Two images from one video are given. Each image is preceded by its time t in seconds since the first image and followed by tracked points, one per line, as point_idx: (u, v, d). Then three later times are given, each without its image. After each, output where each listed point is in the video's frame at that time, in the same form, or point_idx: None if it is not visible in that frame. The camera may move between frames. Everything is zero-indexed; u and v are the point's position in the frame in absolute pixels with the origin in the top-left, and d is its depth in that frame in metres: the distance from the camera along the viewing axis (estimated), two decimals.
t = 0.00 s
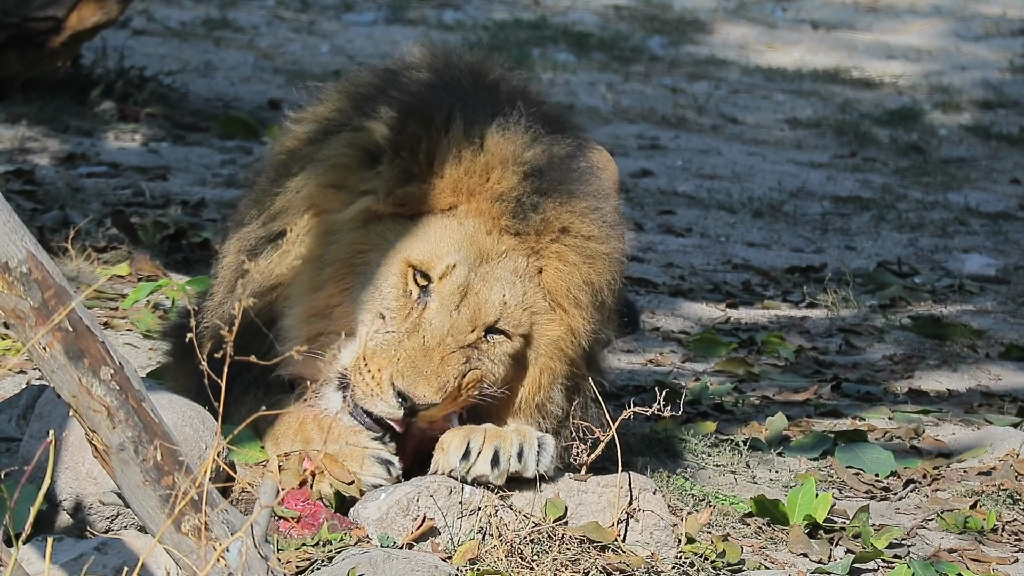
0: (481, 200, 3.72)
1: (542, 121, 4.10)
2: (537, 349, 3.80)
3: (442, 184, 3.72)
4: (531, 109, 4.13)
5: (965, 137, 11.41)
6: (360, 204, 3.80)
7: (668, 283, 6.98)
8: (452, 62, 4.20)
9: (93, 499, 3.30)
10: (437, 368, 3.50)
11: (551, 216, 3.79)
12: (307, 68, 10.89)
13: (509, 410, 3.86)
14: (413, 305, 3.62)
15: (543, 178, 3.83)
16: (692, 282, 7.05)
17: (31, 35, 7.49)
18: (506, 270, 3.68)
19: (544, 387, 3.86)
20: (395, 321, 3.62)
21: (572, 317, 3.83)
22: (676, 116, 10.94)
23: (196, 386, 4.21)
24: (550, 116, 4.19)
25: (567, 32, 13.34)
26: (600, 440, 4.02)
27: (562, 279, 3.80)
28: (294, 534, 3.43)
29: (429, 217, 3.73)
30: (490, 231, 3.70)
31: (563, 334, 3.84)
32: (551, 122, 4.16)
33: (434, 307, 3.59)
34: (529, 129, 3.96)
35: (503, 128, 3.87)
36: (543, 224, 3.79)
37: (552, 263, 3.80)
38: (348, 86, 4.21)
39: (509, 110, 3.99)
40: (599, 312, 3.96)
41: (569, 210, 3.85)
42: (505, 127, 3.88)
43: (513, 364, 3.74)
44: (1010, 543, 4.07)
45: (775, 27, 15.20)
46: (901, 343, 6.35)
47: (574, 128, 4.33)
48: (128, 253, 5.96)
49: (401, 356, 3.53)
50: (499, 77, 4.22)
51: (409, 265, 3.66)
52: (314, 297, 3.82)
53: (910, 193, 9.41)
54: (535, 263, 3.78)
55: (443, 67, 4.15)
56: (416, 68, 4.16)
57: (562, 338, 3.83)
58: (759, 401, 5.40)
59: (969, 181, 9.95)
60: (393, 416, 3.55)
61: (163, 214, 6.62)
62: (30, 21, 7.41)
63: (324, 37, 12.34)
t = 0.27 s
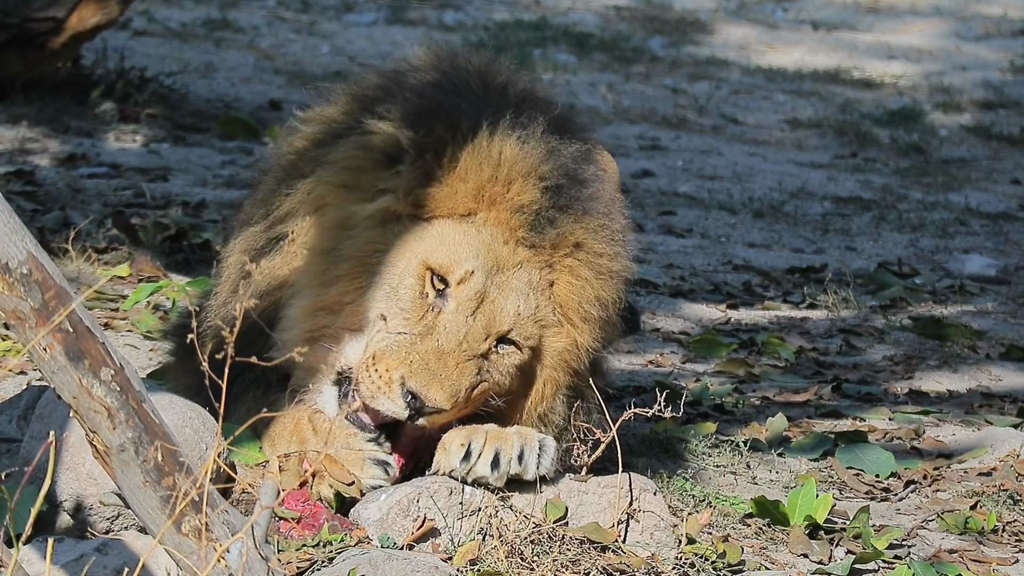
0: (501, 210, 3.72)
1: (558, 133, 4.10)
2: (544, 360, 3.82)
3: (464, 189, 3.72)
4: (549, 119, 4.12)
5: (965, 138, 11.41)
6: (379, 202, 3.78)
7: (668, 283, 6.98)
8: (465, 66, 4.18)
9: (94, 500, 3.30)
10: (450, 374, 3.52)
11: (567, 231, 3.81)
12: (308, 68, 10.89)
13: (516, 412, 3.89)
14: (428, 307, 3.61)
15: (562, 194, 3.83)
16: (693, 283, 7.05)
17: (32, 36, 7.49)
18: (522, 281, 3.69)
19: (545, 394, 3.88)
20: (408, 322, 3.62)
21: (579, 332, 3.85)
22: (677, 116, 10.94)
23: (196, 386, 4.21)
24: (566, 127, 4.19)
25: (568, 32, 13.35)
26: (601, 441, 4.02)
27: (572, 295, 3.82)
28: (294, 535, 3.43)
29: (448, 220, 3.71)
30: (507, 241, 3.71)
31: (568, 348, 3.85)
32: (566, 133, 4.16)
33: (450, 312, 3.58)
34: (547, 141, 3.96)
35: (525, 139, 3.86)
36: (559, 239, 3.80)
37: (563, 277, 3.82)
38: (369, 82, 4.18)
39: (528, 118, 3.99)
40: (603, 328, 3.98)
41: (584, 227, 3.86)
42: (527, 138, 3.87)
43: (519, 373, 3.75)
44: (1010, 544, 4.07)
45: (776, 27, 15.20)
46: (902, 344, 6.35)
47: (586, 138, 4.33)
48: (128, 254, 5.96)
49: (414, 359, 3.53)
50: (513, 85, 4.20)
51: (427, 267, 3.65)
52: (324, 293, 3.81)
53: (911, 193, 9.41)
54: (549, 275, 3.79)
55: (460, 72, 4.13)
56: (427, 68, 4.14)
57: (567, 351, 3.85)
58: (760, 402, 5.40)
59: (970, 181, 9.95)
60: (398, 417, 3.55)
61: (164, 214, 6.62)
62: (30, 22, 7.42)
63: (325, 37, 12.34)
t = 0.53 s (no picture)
0: (509, 205, 3.74)
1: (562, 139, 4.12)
2: (557, 355, 3.81)
3: (470, 186, 3.74)
4: (553, 124, 4.14)
5: (966, 139, 11.40)
6: (385, 203, 3.80)
7: (670, 284, 6.98)
8: (467, 71, 4.19)
9: (95, 501, 3.30)
10: (469, 359, 3.51)
11: (574, 228, 3.82)
12: (309, 69, 10.89)
13: (529, 408, 3.85)
14: (439, 299, 3.63)
15: (568, 192, 3.86)
16: (694, 284, 7.05)
17: (33, 37, 7.50)
18: (530, 273, 3.70)
19: (558, 394, 3.85)
20: (420, 314, 3.63)
21: (589, 328, 3.84)
22: (678, 117, 10.94)
23: (199, 387, 4.21)
24: (571, 133, 4.20)
25: (569, 33, 13.35)
26: (603, 442, 4.02)
27: (582, 288, 3.81)
28: (295, 536, 3.43)
29: (455, 217, 3.73)
30: (514, 236, 3.72)
31: (579, 342, 3.84)
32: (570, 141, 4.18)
33: (461, 302, 3.60)
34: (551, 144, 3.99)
35: (530, 140, 3.89)
36: (566, 234, 3.81)
37: (570, 273, 3.82)
38: (371, 88, 4.19)
39: (532, 123, 4.02)
40: (610, 329, 3.97)
41: (590, 225, 3.87)
42: (532, 139, 3.90)
43: (533, 366, 3.73)
44: (1012, 545, 4.06)
45: (777, 28, 15.20)
46: (903, 345, 6.35)
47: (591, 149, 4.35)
48: (129, 255, 5.97)
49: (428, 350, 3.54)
50: (517, 88, 4.20)
51: (435, 260, 3.67)
52: (332, 292, 3.82)
53: (912, 194, 9.41)
54: (557, 270, 3.80)
55: (467, 78, 4.14)
56: (428, 73, 4.16)
57: (576, 347, 3.84)
58: (761, 402, 5.40)
59: (971, 182, 9.94)
60: (421, 405, 3.54)
61: (165, 215, 6.62)
62: (32, 23, 7.42)
63: (326, 38, 12.34)
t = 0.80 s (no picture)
0: (466, 185, 3.76)
1: (524, 114, 4.13)
2: (549, 328, 3.81)
3: (425, 174, 3.76)
4: (513, 102, 4.15)
5: (970, 139, 11.40)
6: (350, 211, 3.82)
7: (673, 284, 6.98)
8: (429, 69, 4.22)
9: (99, 501, 3.31)
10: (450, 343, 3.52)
11: (539, 193, 3.82)
12: (312, 69, 10.90)
13: (527, 387, 3.83)
14: (415, 290, 3.65)
15: (525, 157, 3.86)
16: (698, 284, 7.05)
17: (36, 37, 7.50)
18: (501, 248, 3.72)
19: (562, 371, 3.84)
20: (399, 309, 3.65)
21: (575, 291, 3.84)
22: (681, 117, 10.94)
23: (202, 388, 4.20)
24: (534, 110, 4.21)
25: (572, 33, 13.35)
26: (606, 441, 4.03)
27: (560, 253, 3.81)
28: (299, 536, 3.47)
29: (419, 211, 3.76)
30: (479, 214, 3.74)
31: (569, 311, 3.84)
32: (533, 114, 4.19)
33: (437, 289, 3.62)
34: (510, 120, 4.00)
35: (481, 121, 3.91)
36: (532, 201, 3.82)
37: (545, 240, 3.82)
38: (327, 104, 4.21)
39: (489, 105, 4.04)
40: (601, 291, 3.96)
41: (557, 187, 3.87)
42: (483, 118, 3.93)
43: (527, 338, 3.73)
44: (1016, 545, 4.06)
45: (781, 28, 15.20)
46: (906, 345, 6.34)
47: (561, 122, 4.35)
48: (133, 255, 5.97)
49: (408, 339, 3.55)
50: (487, 78, 4.23)
51: (405, 256, 3.70)
52: (316, 302, 3.83)
53: (915, 194, 9.41)
54: (529, 241, 3.81)
55: (428, 74, 4.16)
56: (416, 72, 4.20)
57: (568, 315, 3.83)
58: (765, 402, 5.40)
59: (975, 182, 9.94)
60: (415, 383, 3.52)
61: (168, 215, 6.63)
62: (35, 23, 7.43)
63: (329, 38, 12.35)
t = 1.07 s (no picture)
0: (466, 178, 3.76)
1: (524, 110, 4.13)
2: (550, 323, 3.80)
3: (425, 168, 3.77)
4: (514, 97, 4.15)
5: (971, 139, 11.39)
6: (351, 204, 3.83)
7: (675, 284, 6.97)
8: (434, 66, 4.21)
9: (101, 500, 3.31)
10: (451, 340, 3.51)
11: (539, 186, 3.82)
12: (314, 69, 10.90)
13: (527, 382, 3.83)
14: (415, 284, 3.66)
15: (524, 151, 3.86)
16: (699, 283, 7.05)
17: (38, 37, 7.51)
18: (501, 242, 3.72)
19: (560, 367, 3.85)
20: (399, 303, 3.65)
21: (577, 286, 3.83)
22: (683, 117, 10.94)
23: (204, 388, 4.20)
24: (533, 107, 4.22)
25: (574, 33, 13.35)
26: (607, 441, 4.04)
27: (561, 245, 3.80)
28: (301, 536, 3.46)
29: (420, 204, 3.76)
30: (480, 208, 3.74)
31: (571, 306, 3.83)
32: (532, 110, 4.20)
33: (436, 283, 3.63)
34: (509, 115, 4.01)
35: (482, 114, 3.92)
36: (532, 195, 3.81)
37: (546, 234, 3.81)
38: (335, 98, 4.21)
39: (490, 100, 4.04)
40: (602, 286, 3.95)
41: (557, 181, 3.87)
42: (484, 111, 3.93)
43: (526, 335, 3.73)
44: (1018, 545, 4.06)
45: (782, 28, 15.19)
46: (908, 345, 6.34)
47: (562, 117, 4.35)
48: (135, 255, 5.98)
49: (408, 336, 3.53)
50: (488, 75, 4.23)
51: (405, 250, 3.71)
52: (317, 295, 3.83)
53: (917, 194, 9.41)
54: (531, 235, 3.80)
55: (432, 73, 4.15)
56: (418, 70, 4.20)
57: (569, 310, 3.82)
58: (767, 402, 5.40)
59: (977, 182, 9.93)
60: (412, 377, 3.51)
61: (170, 215, 6.63)
62: (37, 22, 7.43)
63: (331, 38, 12.34)
